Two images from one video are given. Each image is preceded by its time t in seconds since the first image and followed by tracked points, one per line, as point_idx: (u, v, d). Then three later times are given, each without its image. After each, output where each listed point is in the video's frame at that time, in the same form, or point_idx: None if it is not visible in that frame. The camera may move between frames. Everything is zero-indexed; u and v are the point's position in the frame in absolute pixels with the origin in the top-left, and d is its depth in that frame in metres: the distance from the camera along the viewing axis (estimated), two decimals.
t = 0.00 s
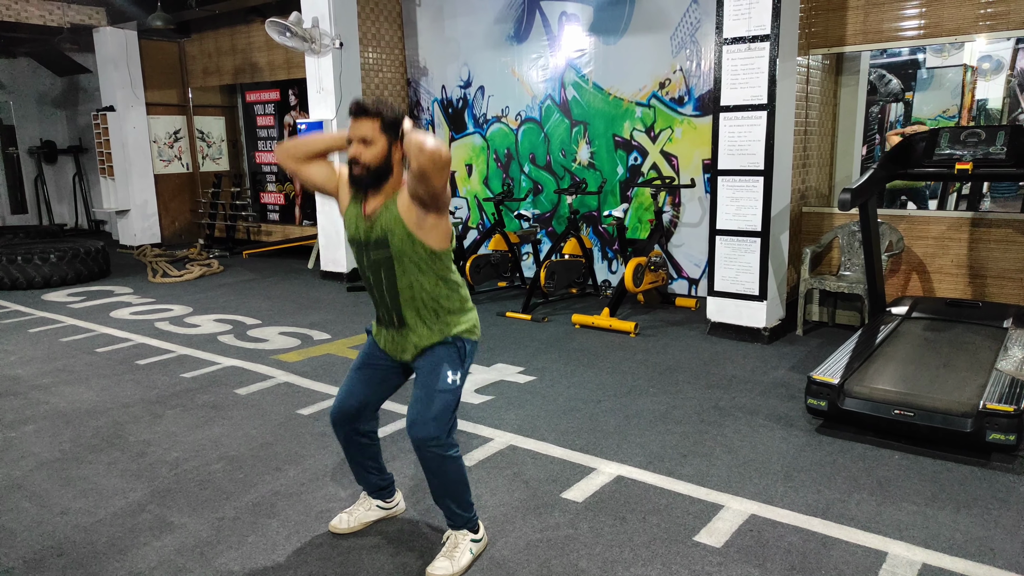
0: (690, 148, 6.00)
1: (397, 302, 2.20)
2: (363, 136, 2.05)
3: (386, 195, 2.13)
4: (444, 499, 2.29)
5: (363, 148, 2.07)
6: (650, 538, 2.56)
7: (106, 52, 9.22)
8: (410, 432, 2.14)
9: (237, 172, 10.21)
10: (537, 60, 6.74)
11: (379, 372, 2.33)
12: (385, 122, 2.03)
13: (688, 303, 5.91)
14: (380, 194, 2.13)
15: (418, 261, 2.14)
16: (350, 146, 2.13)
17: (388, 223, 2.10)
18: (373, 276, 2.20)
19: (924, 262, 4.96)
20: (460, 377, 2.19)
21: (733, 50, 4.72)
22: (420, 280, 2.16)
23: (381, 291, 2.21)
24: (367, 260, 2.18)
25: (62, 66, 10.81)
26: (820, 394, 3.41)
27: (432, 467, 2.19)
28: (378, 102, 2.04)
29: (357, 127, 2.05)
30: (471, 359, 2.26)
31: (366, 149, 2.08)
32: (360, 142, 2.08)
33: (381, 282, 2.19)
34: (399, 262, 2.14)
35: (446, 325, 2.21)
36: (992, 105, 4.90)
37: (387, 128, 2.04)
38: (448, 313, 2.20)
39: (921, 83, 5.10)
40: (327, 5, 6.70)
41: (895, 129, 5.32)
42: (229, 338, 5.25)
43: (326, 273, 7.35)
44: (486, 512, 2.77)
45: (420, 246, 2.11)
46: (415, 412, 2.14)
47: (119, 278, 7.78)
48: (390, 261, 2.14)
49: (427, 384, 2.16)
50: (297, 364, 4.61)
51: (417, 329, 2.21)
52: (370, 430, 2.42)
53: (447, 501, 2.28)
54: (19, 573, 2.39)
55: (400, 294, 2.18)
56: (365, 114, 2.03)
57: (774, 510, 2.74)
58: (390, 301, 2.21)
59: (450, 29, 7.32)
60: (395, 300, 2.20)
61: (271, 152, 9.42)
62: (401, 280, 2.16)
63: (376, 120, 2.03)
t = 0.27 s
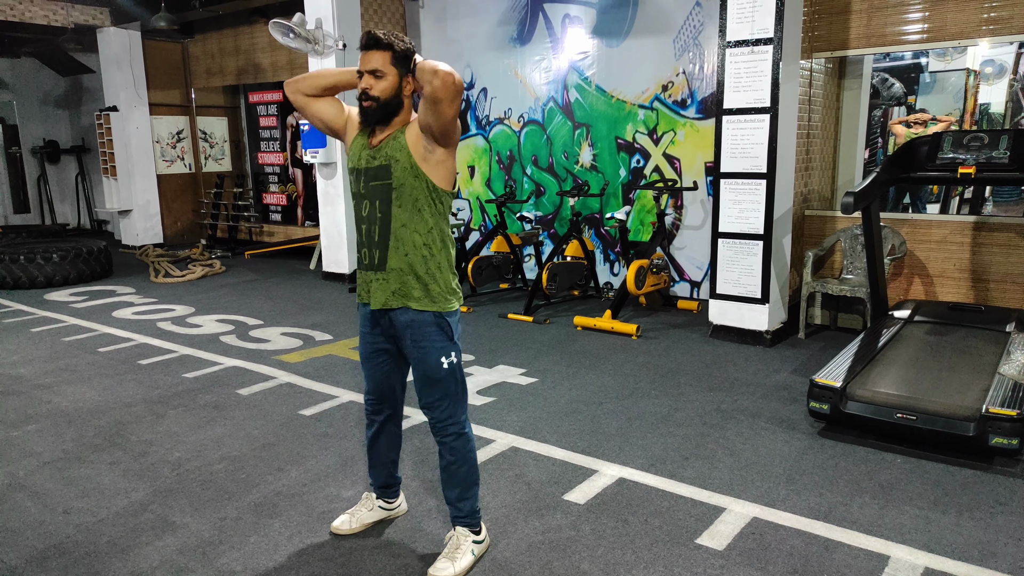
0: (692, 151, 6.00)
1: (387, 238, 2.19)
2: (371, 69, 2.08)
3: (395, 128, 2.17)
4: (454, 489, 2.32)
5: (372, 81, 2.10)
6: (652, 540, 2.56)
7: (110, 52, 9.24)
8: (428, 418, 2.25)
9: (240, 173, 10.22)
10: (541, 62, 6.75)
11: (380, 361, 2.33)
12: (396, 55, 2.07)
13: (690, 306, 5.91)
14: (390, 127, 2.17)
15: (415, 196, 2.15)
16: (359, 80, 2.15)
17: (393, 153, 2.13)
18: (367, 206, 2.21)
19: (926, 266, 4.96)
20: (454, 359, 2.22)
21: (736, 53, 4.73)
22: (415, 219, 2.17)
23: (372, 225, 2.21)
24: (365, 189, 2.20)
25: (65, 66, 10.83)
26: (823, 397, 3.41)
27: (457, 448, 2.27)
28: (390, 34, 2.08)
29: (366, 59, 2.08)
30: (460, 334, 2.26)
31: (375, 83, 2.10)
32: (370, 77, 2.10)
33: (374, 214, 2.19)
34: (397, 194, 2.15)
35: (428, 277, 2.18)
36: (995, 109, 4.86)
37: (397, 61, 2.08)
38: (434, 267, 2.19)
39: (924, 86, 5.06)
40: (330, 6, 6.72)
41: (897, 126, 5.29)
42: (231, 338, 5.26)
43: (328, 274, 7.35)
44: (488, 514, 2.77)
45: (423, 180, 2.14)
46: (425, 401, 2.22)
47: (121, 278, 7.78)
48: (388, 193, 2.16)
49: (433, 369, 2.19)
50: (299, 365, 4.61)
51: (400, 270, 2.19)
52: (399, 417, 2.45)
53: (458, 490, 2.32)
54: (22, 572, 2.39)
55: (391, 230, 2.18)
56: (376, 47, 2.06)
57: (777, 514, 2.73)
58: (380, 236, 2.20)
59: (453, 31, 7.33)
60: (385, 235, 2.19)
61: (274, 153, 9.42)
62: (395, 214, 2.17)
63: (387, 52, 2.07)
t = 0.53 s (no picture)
0: (695, 153, 6.00)
1: (389, 240, 2.18)
2: (380, 71, 2.08)
3: (403, 129, 2.18)
4: (458, 491, 2.33)
5: (381, 83, 2.10)
6: (653, 542, 2.56)
7: (113, 52, 9.25)
8: (432, 422, 2.26)
9: (242, 173, 10.23)
10: (543, 63, 6.76)
11: (381, 368, 2.34)
12: (404, 57, 2.07)
13: (692, 308, 5.90)
14: (398, 128, 2.19)
15: (420, 198, 2.16)
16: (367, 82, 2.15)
17: (402, 154, 2.14)
18: (371, 207, 2.21)
19: (929, 269, 4.96)
20: (454, 362, 2.22)
21: (739, 55, 4.73)
22: (418, 222, 2.17)
23: (374, 227, 2.20)
24: (371, 190, 2.20)
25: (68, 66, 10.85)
26: (824, 400, 3.41)
27: (462, 449, 2.27)
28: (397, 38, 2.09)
29: (373, 62, 2.09)
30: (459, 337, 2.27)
31: (384, 86, 2.10)
32: (378, 79, 2.10)
33: (378, 216, 2.19)
34: (403, 195, 2.16)
35: (428, 281, 2.18)
36: (998, 112, 4.86)
37: (406, 63, 2.08)
38: (435, 271, 2.19)
39: (927, 89, 5.05)
40: (333, 6, 6.72)
41: (899, 129, 5.27)
42: (232, 338, 5.26)
43: (330, 274, 7.36)
44: (490, 514, 2.77)
45: (429, 181, 2.15)
46: (428, 407, 2.23)
47: (123, 278, 7.79)
48: (394, 194, 2.16)
49: (432, 373, 2.19)
50: (300, 365, 4.61)
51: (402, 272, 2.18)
52: (403, 420, 2.46)
53: (462, 491, 2.33)
54: (23, 571, 2.39)
55: (394, 232, 2.18)
56: (384, 49, 2.07)
57: (778, 516, 2.73)
58: (382, 238, 2.19)
59: (456, 32, 7.34)
60: (388, 237, 2.18)
61: (276, 153, 9.43)
62: (400, 215, 2.17)
63: (394, 54, 2.07)
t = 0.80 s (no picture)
0: (696, 154, 6.01)
1: (390, 251, 2.20)
2: (384, 71, 2.07)
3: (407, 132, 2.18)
4: (459, 492, 2.33)
5: (387, 82, 2.09)
6: (654, 543, 2.56)
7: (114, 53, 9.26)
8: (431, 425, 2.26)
9: (243, 174, 10.24)
10: (544, 65, 6.76)
11: (382, 369, 2.33)
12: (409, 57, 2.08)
13: (692, 309, 5.91)
14: (401, 131, 2.18)
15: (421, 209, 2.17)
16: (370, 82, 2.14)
17: (406, 159, 2.13)
18: (373, 217, 2.21)
19: (929, 271, 4.96)
20: (456, 363, 2.23)
21: (740, 57, 4.74)
22: (419, 232, 2.18)
23: (376, 238, 2.22)
24: (373, 200, 2.21)
25: (70, 66, 10.85)
26: (825, 401, 3.41)
27: (462, 451, 2.27)
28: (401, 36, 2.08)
29: (376, 62, 2.08)
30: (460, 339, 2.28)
31: (389, 83, 2.09)
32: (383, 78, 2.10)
33: (379, 227, 2.21)
34: (404, 206, 2.17)
35: (429, 291, 2.18)
36: (998, 114, 4.91)
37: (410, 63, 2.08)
38: (435, 279, 2.20)
39: (927, 91, 5.10)
40: (335, 8, 6.72)
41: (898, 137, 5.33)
42: (233, 338, 5.26)
43: (331, 275, 7.36)
44: (490, 515, 2.77)
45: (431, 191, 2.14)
46: (428, 409, 2.23)
47: (124, 278, 7.79)
48: (396, 204, 2.17)
49: (433, 374, 2.19)
50: (301, 365, 4.61)
51: (402, 282, 2.18)
52: (403, 421, 2.46)
53: (462, 492, 2.33)
54: (25, 571, 2.39)
55: (395, 243, 2.19)
56: (389, 50, 2.07)
57: (779, 517, 2.73)
58: (384, 249, 2.21)
59: (457, 34, 7.35)
60: (389, 247, 2.20)
61: (277, 154, 9.44)
62: (401, 226, 2.18)
63: (399, 55, 2.07)
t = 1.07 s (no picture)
0: (693, 154, 6.00)
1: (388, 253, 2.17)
2: (374, 67, 2.11)
3: (394, 133, 2.19)
4: (452, 493, 2.31)
5: (377, 79, 2.12)
6: (650, 544, 2.54)
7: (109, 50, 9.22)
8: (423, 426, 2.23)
9: (238, 173, 10.20)
10: (542, 64, 6.74)
11: (373, 368, 2.30)
12: (398, 55, 2.14)
13: (689, 309, 5.90)
14: (388, 132, 2.19)
15: (417, 210, 2.17)
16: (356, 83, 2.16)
17: (400, 158, 2.13)
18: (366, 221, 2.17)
19: (927, 272, 4.95)
20: (450, 361, 2.22)
21: (738, 57, 4.72)
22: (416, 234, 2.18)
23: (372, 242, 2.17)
24: (366, 204, 2.17)
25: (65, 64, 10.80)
26: (822, 402, 3.40)
27: (455, 451, 2.25)
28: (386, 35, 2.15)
29: (365, 61, 2.12)
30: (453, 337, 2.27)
31: (380, 81, 2.13)
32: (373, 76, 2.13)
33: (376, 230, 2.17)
34: (401, 208, 2.16)
35: (426, 293, 2.18)
36: (995, 115, 4.89)
37: (399, 60, 2.14)
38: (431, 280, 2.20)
39: (925, 92, 5.07)
40: (331, 6, 6.69)
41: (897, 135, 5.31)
42: (228, 338, 5.23)
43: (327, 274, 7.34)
44: (486, 516, 2.75)
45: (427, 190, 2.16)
46: (422, 409, 2.20)
47: (118, 277, 7.75)
48: (392, 205, 2.15)
49: (428, 372, 2.17)
50: (297, 365, 4.58)
51: (400, 284, 2.17)
52: (395, 421, 2.44)
53: (456, 493, 2.31)
54: (16, 572, 2.36)
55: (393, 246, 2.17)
56: (377, 47, 2.12)
57: (776, 518, 2.72)
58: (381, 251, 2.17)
59: (454, 32, 7.32)
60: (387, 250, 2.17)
61: (273, 152, 9.40)
62: (397, 228, 2.16)
63: (389, 53, 2.13)
